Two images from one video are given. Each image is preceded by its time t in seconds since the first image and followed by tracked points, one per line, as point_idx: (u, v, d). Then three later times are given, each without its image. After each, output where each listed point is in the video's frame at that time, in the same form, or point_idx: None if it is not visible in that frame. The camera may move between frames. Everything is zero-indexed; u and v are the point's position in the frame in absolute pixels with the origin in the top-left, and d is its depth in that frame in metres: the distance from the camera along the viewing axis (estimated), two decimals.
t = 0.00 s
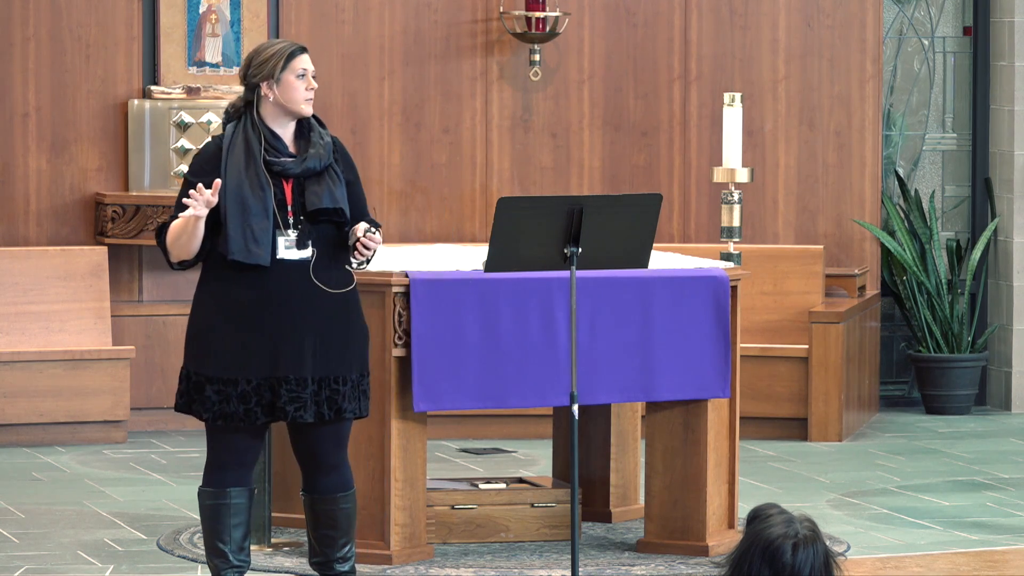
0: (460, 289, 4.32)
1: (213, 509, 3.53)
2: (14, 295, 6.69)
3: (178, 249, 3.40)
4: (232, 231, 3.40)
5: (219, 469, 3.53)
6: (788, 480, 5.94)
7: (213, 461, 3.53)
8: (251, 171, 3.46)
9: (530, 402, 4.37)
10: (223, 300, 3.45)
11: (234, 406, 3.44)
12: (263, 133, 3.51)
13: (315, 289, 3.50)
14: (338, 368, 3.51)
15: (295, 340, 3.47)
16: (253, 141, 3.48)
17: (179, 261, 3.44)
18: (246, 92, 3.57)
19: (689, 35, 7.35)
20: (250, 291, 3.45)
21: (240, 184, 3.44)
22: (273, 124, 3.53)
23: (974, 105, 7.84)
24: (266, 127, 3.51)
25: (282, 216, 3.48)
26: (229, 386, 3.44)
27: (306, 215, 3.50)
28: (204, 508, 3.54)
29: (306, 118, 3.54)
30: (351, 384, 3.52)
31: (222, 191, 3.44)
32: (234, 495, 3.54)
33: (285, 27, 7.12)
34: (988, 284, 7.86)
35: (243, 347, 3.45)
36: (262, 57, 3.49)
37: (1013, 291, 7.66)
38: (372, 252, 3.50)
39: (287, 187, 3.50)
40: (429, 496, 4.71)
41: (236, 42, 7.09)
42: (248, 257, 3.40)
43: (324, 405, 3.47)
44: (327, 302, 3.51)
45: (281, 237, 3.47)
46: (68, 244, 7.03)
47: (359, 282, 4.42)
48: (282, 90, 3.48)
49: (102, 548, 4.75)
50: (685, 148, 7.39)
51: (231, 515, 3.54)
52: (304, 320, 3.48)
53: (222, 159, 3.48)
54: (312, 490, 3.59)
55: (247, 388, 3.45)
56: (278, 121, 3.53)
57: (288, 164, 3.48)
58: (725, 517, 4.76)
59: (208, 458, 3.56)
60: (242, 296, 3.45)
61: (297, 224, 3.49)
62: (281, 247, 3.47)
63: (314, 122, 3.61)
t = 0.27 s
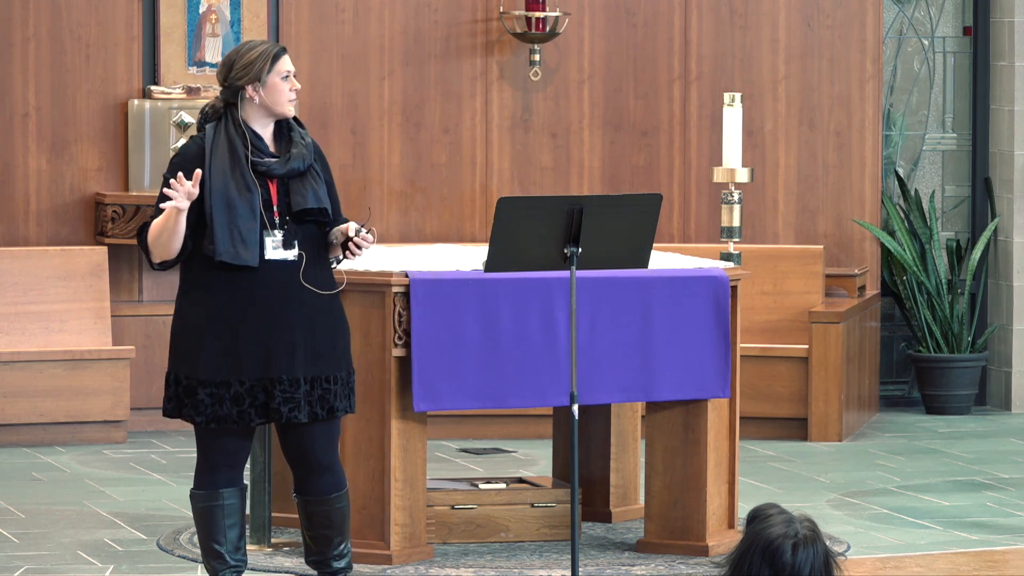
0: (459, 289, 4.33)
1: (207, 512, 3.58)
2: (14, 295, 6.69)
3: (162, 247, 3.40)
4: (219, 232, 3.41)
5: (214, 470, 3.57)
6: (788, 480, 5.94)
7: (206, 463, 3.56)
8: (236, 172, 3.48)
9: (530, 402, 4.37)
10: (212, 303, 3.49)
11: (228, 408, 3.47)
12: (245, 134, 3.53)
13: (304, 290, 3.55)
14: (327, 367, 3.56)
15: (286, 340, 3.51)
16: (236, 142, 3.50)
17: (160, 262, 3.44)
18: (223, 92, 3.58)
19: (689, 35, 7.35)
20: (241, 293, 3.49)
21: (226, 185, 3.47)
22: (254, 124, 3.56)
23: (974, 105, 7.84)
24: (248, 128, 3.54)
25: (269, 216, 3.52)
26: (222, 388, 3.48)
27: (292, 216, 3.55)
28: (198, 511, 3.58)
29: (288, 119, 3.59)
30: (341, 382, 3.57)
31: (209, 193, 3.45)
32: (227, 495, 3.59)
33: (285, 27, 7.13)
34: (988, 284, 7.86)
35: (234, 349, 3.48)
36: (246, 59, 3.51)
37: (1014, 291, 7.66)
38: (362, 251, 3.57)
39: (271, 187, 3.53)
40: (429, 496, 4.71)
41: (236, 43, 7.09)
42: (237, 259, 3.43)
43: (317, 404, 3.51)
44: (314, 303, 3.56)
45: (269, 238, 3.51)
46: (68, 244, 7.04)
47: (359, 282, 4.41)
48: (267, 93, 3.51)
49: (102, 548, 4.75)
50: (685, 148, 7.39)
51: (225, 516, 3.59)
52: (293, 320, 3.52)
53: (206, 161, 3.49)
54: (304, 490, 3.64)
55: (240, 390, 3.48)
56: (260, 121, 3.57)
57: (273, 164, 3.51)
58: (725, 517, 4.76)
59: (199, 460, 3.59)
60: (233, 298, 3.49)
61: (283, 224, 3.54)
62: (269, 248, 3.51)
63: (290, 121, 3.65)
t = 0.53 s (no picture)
0: (459, 289, 4.33)
1: (202, 513, 3.59)
2: (14, 295, 6.69)
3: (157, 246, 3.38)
4: (216, 233, 3.42)
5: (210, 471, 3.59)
6: (788, 480, 5.94)
7: (203, 465, 3.58)
8: (229, 176, 3.50)
9: (529, 402, 4.38)
10: (210, 307, 3.49)
11: (227, 411, 3.49)
12: (233, 137, 3.54)
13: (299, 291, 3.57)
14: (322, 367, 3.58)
15: (283, 342, 3.52)
16: (227, 145, 3.52)
17: (153, 262, 3.42)
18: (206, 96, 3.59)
19: (689, 34, 7.35)
20: (239, 296, 3.50)
21: (220, 187, 3.47)
22: (240, 126, 3.58)
23: (974, 105, 7.84)
24: (236, 131, 3.56)
25: (262, 218, 3.54)
26: (221, 391, 3.49)
27: (284, 217, 3.59)
28: (193, 512, 3.60)
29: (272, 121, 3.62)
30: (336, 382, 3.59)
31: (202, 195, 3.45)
32: (222, 496, 3.60)
33: (285, 27, 7.13)
34: (988, 283, 7.86)
35: (232, 352, 3.50)
36: (231, 62, 3.52)
37: (1013, 291, 7.66)
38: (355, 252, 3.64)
39: (262, 189, 3.56)
40: (429, 496, 4.71)
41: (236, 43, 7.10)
42: (234, 261, 3.45)
43: (315, 404, 3.54)
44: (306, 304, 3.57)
45: (264, 241, 3.54)
46: (68, 244, 7.04)
47: (359, 282, 4.41)
48: (254, 96, 3.53)
49: (103, 548, 4.75)
50: (685, 148, 7.39)
51: (221, 516, 3.60)
52: (290, 322, 3.54)
53: (198, 163, 3.49)
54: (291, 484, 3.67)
55: (239, 392, 3.50)
56: (245, 124, 3.58)
57: (263, 168, 3.53)
58: (725, 517, 4.76)
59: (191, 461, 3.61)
60: (231, 302, 3.50)
61: (276, 226, 3.58)
62: (264, 250, 3.54)
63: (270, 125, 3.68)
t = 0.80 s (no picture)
0: (460, 289, 4.33)
1: (202, 514, 3.59)
2: (14, 295, 6.69)
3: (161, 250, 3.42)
4: (219, 236, 3.45)
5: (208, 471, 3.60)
6: (788, 480, 5.94)
7: (200, 465, 3.59)
8: (230, 178, 3.53)
9: (529, 402, 4.38)
10: (211, 308, 3.52)
11: (229, 412, 3.52)
12: (231, 139, 3.58)
13: (298, 293, 3.63)
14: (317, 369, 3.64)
15: (283, 344, 3.57)
16: (226, 148, 3.54)
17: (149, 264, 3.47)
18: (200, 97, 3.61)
19: (689, 35, 7.34)
20: (241, 297, 3.54)
21: (221, 191, 3.51)
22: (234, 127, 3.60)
23: (974, 105, 7.84)
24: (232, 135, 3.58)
25: (262, 219, 3.59)
26: (222, 392, 3.52)
27: (281, 217, 3.64)
28: (191, 514, 3.60)
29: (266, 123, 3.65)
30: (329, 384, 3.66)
31: (205, 199, 3.48)
32: (218, 497, 3.61)
33: (285, 26, 7.13)
34: (988, 283, 7.86)
35: (233, 353, 3.53)
36: (225, 64, 3.53)
37: (1013, 291, 7.66)
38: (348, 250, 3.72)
39: (260, 190, 3.61)
40: (429, 496, 4.71)
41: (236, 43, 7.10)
42: (237, 263, 3.48)
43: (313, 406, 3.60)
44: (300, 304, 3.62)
45: (265, 241, 3.57)
46: (68, 244, 7.04)
47: (359, 282, 4.41)
48: (248, 99, 3.56)
49: (103, 548, 4.75)
50: (685, 147, 7.39)
51: (219, 516, 3.61)
52: (289, 323, 3.59)
53: (198, 166, 3.51)
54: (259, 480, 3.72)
55: (240, 393, 3.53)
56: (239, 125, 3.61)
57: (262, 169, 3.58)
58: (725, 517, 4.76)
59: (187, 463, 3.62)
60: (233, 303, 3.53)
61: (275, 226, 3.63)
62: (266, 251, 3.57)
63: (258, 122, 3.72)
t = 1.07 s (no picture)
0: (460, 289, 4.33)
1: (201, 514, 3.59)
2: (14, 295, 6.69)
3: (162, 250, 3.43)
4: (219, 235, 3.46)
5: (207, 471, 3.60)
6: (788, 480, 5.94)
7: (198, 464, 3.59)
8: (231, 179, 3.53)
9: (530, 402, 4.38)
10: (210, 308, 3.52)
11: (226, 411, 3.52)
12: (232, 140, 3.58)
13: (297, 294, 3.63)
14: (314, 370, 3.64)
15: (280, 344, 3.57)
16: (227, 148, 3.54)
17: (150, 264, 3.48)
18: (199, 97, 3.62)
19: (689, 35, 7.35)
20: (240, 297, 3.54)
21: (221, 190, 3.51)
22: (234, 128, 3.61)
23: (974, 105, 7.84)
24: (232, 135, 3.58)
25: (262, 219, 3.60)
26: (220, 392, 3.52)
27: (281, 218, 3.65)
28: (190, 515, 3.59)
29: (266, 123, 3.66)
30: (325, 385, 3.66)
31: (205, 199, 3.48)
32: (217, 496, 3.61)
33: (285, 26, 7.12)
34: (988, 283, 7.86)
35: (230, 353, 3.53)
36: (224, 64, 3.54)
37: (1013, 291, 7.66)
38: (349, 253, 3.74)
39: (260, 190, 3.62)
40: (429, 496, 4.71)
41: (236, 43, 7.10)
42: (237, 262, 3.49)
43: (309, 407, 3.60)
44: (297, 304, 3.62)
45: (265, 241, 3.57)
46: (68, 244, 7.03)
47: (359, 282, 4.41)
48: (247, 98, 3.57)
49: (103, 548, 4.75)
50: (685, 148, 7.39)
51: (219, 516, 3.60)
52: (287, 324, 3.58)
53: (198, 166, 3.50)
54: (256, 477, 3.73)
55: (238, 393, 3.53)
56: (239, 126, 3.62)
57: (264, 170, 3.59)
58: (725, 517, 4.76)
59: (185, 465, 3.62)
60: (232, 302, 3.53)
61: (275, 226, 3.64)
62: (266, 251, 3.56)
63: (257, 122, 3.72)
